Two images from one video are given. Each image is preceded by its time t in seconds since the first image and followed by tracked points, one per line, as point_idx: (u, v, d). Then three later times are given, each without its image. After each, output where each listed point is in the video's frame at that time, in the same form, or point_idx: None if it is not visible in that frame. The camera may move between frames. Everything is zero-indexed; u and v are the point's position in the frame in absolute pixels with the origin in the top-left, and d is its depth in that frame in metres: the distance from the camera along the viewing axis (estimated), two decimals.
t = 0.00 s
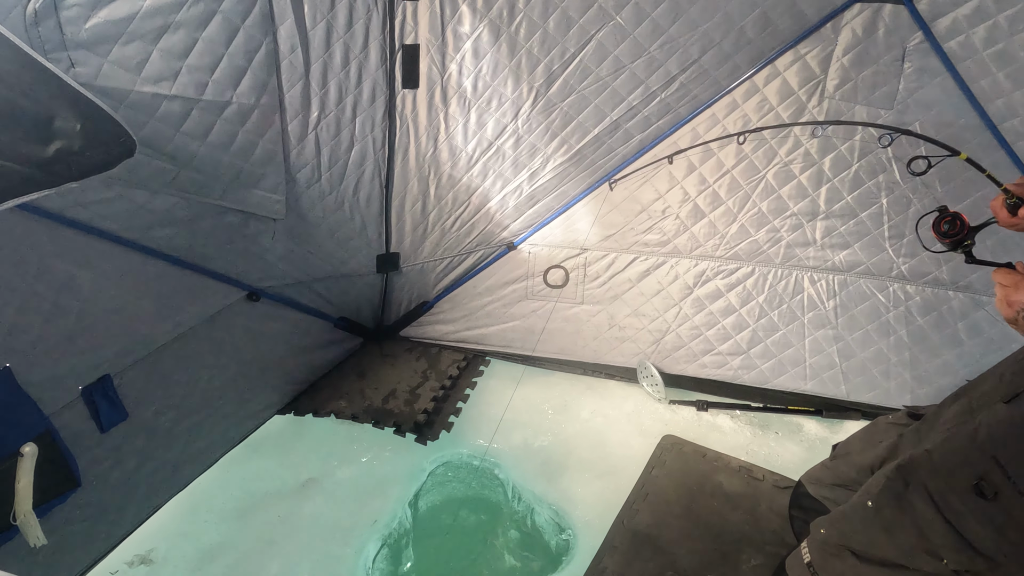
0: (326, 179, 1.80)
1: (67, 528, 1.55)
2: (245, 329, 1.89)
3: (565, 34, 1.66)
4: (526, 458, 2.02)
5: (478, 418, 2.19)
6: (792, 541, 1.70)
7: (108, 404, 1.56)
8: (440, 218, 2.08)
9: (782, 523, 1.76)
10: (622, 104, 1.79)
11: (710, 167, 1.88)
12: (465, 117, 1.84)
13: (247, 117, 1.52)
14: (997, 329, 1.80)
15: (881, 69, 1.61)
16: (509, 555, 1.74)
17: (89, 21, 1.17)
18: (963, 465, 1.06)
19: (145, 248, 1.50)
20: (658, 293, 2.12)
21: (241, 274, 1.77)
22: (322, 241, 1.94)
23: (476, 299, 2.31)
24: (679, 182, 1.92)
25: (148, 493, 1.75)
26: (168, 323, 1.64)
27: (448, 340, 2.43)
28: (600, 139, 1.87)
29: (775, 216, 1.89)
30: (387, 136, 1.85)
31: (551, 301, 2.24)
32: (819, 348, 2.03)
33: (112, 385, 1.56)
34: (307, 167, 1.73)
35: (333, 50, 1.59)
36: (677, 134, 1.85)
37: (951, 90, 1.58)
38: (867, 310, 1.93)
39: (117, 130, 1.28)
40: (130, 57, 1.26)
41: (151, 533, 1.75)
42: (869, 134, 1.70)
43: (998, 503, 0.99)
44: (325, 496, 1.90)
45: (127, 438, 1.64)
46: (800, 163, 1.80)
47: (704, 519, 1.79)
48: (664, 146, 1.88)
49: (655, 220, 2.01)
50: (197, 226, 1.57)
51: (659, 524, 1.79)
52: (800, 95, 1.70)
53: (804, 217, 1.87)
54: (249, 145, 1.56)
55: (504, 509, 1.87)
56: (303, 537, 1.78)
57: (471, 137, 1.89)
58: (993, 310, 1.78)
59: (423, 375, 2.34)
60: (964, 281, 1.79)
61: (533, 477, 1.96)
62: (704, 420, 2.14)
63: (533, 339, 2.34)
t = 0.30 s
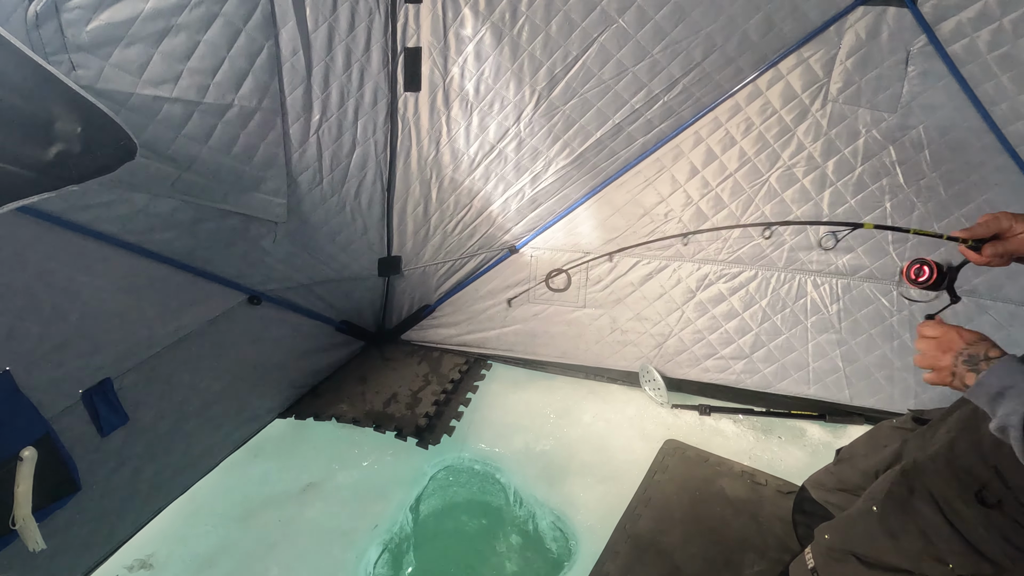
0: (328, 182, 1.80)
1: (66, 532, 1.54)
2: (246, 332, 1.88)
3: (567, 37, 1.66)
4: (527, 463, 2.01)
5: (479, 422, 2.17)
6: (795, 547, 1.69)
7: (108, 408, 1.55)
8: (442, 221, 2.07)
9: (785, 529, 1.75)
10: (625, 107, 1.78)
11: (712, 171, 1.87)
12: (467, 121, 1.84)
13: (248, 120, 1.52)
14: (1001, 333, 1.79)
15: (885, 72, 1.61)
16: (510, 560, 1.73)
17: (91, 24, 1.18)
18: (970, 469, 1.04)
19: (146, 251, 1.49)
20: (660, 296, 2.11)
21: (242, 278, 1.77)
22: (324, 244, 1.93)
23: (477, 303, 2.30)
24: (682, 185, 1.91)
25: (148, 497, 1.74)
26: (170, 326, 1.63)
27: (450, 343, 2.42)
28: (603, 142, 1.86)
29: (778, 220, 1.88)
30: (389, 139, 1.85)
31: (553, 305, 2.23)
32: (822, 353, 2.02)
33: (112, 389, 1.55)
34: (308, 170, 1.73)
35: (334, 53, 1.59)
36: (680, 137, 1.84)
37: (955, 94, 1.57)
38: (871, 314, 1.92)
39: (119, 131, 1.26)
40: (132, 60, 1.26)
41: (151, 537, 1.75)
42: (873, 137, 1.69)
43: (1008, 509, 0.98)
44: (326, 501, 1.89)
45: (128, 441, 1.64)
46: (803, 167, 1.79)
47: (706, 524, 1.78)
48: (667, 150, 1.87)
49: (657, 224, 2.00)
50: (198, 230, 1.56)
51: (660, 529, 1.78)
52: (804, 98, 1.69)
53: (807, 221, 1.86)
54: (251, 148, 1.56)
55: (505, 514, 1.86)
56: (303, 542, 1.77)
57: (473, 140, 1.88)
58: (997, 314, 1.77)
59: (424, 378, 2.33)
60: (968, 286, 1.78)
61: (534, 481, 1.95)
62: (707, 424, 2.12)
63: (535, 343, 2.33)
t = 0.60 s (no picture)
0: (325, 187, 1.79)
1: (59, 541, 1.52)
2: (243, 337, 1.87)
3: (566, 41, 1.65)
4: (526, 469, 1.99)
5: (478, 428, 2.16)
6: (797, 555, 1.67)
7: (102, 414, 1.54)
8: (440, 226, 2.06)
9: (787, 537, 1.73)
10: (624, 111, 1.77)
11: (713, 175, 1.85)
12: (466, 125, 1.83)
13: (245, 124, 1.51)
14: (1004, 339, 1.78)
15: (886, 76, 1.60)
16: (509, 567, 1.71)
17: (84, 28, 1.17)
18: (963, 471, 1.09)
19: (141, 256, 1.48)
20: (660, 302, 2.10)
21: (239, 283, 1.76)
22: (321, 249, 1.92)
23: (476, 308, 2.29)
24: (682, 190, 1.90)
25: (143, 504, 1.72)
26: (165, 332, 1.62)
27: (449, 349, 2.41)
28: (602, 146, 1.85)
29: (778, 225, 1.87)
30: (387, 143, 1.84)
31: (552, 310, 2.21)
32: (824, 359, 2.00)
33: (107, 395, 1.54)
34: (306, 175, 1.72)
35: (332, 57, 1.58)
36: (680, 141, 1.83)
37: (957, 98, 1.57)
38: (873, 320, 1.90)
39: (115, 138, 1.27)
40: (126, 64, 1.25)
41: (146, 544, 1.73)
42: (874, 141, 1.68)
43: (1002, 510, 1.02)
44: (323, 508, 1.87)
45: (122, 449, 1.62)
46: (804, 172, 1.77)
47: (706, 531, 1.76)
48: (667, 154, 1.86)
49: (657, 228, 1.98)
50: (194, 235, 1.55)
51: (660, 537, 1.76)
52: (804, 102, 1.68)
53: (808, 225, 1.84)
54: (247, 153, 1.55)
55: (504, 521, 1.84)
56: (300, 550, 1.76)
57: (471, 144, 1.87)
58: (999, 320, 1.76)
59: (422, 384, 2.31)
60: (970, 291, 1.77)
61: (534, 489, 1.93)
62: (707, 431, 2.11)
63: (535, 349, 2.31)
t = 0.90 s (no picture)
0: (322, 191, 1.78)
1: (53, 548, 1.50)
2: (240, 343, 1.85)
3: (565, 44, 1.65)
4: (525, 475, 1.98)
5: (477, 434, 2.14)
6: (797, 562, 1.65)
7: (98, 420, 1.52)
8: (439, 230, 2.05)
9: (788, 543, 1.71)
10: (623, 115, 1.76)
11: (713, 179, 1.84)
12: (464, 129, 1.82)
13: (241, 128, 1.50)
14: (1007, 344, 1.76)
15: (888, 80, 1.59)
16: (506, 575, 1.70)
17: (77, 30, 1.16)
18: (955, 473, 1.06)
19: (136, 261, 1.47)
20: (661, 307, 2.08)
21: (236, 287, 1.74)
22: (319, 253, 1.91)
23: (475, 313, 2.27)
24: (682, 194, 1.89)
25: (138, 511, 1.71)
26: (161, 337, 1.61)
27: (448, 354, 2.39)
28: (602, 150, 1.84)
29: (779, 229, 1.86)
30: (385, 147, 1.84)
31: (552, 315, 2.20)
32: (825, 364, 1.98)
33: (102, 401, 1.52)
34: (303, 179, 1.71)
35: (329, 60, 1.58)
36: (680, 145, 1.82)
37: (959, 101, 1.56)
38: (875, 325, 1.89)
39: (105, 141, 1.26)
40: (121, 67, 1.24)
41: (142, 551, 1.71)
42: (875, 145, 1.67)
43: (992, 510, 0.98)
44: (321, 514, 1.85)
45: (117, 455, 1.61)
46: (805, 176, 1.76)
47: (705, 538, 1.75)
48: (667, 158, 1.84)
49: (657, 233, 1.97)
50: (190, 239, 1.54)
51: (661, 544, 1.74)
52: (805, 106, 1.67)
53: (809, 230, 1.83)
54: (244, 157, 1.54)
55: (503, 528, 1.82)
56: (297, 556, 1.74)
57: (470, 148, 1.86)
58: (1002, 324, 1.75)
59: (421, 389, 2.29)
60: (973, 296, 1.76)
61: (534, 495, 1.91)
62: (708, 437, 2.09)
63: (534, 354, 2.29)
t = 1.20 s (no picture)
0: (321, 197, 1.78)
1: (49, 557, 1.49)
2: (238, 349, 1.85)
3: (564, 49, 1.64)
4: (525, 482, 1.96)
5: (476, 440, 2.13)
6: (799, 570, 1.64)
7: (94, 428, 1.51)
8: (438, 236, 2.05)
9: (789, 551, 1.69)
10: (623, 120, 1.76)
11: (713, 185, 1.84)
12: (463, 134, 1.82)
13: (239, 134, 1.49)
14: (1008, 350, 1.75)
15: (888, 85, 1.58)
16: None
17: (74, 37, 1.16)
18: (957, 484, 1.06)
19: (134, 267, 1.46)
20: (661, 313, 2.07)
21: (234, 294, 1.74)
22: (317, 259, 1.90)
23: (475, 318, 2.26)
24: (682, 200, 1.88)
25: (136, 519, 1.70)
26: (158, 343, 1.60)
27: (447, 360, 2.38)
28: (601, 156, 1.84)
29: (779, 235, 1.85)
30: (384, 152, 1.83)
31: (552, 321, 2.19)
32: (826, 370, 1.97)
33: (99, 408, 1.52)
34: (301, 185, 1.70)
35: (327, 66, 1.57)
36: (679, 151, 1.81)
37: (960, 107, 1.55)
38: (876, 331, 1.88)
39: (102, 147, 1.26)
40: (118, 73, 1.24)
41: (139, 559, 1.70)
42: (876, 150, 1.66)
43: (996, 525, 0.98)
44: (319, 521, 1.84)
45: (114, 462, 1.60)
46: (805, 181, 1.76)
47: (706, 545, 1.73)
48: (666, 163, 1.84)
49: (657, 238, 1.96)
50: (188, 245, 1.54)
51: (661, 552, 1.73)
52: (805, 111, 1.67)
53: (810, 235, 1.82)
54: (242, 163, 1.53)
55: (502, 534, 1.81)
56: (295, 564, 1.73)
57: (469, 153, 1.86)
58: (1003, 331, 1.74)
59: (420, 396, 2.28)
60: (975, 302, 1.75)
61: (533, 502, 1.90)
62: (708, 443, 2.08)
63: (534, 360, 2.28)
